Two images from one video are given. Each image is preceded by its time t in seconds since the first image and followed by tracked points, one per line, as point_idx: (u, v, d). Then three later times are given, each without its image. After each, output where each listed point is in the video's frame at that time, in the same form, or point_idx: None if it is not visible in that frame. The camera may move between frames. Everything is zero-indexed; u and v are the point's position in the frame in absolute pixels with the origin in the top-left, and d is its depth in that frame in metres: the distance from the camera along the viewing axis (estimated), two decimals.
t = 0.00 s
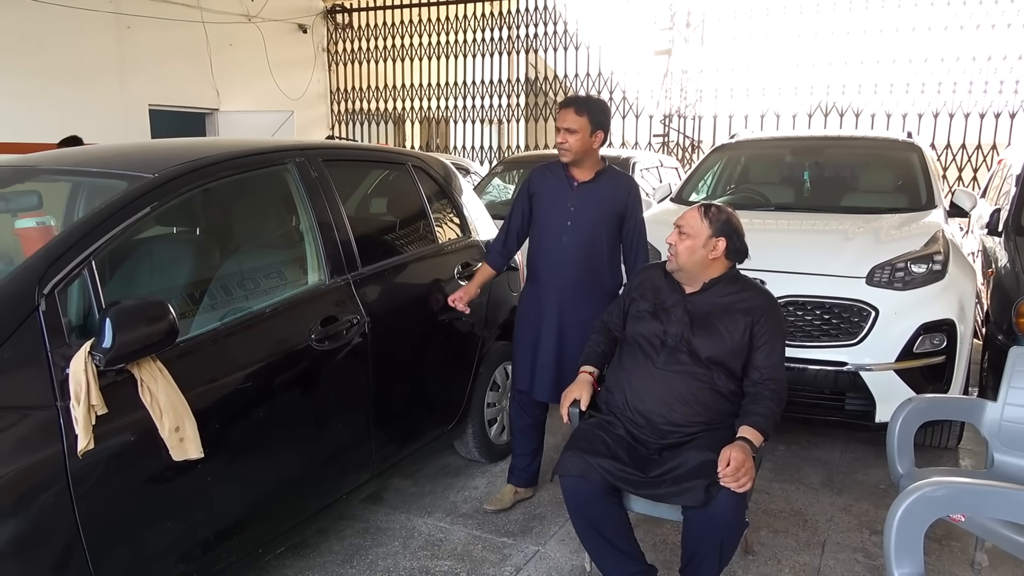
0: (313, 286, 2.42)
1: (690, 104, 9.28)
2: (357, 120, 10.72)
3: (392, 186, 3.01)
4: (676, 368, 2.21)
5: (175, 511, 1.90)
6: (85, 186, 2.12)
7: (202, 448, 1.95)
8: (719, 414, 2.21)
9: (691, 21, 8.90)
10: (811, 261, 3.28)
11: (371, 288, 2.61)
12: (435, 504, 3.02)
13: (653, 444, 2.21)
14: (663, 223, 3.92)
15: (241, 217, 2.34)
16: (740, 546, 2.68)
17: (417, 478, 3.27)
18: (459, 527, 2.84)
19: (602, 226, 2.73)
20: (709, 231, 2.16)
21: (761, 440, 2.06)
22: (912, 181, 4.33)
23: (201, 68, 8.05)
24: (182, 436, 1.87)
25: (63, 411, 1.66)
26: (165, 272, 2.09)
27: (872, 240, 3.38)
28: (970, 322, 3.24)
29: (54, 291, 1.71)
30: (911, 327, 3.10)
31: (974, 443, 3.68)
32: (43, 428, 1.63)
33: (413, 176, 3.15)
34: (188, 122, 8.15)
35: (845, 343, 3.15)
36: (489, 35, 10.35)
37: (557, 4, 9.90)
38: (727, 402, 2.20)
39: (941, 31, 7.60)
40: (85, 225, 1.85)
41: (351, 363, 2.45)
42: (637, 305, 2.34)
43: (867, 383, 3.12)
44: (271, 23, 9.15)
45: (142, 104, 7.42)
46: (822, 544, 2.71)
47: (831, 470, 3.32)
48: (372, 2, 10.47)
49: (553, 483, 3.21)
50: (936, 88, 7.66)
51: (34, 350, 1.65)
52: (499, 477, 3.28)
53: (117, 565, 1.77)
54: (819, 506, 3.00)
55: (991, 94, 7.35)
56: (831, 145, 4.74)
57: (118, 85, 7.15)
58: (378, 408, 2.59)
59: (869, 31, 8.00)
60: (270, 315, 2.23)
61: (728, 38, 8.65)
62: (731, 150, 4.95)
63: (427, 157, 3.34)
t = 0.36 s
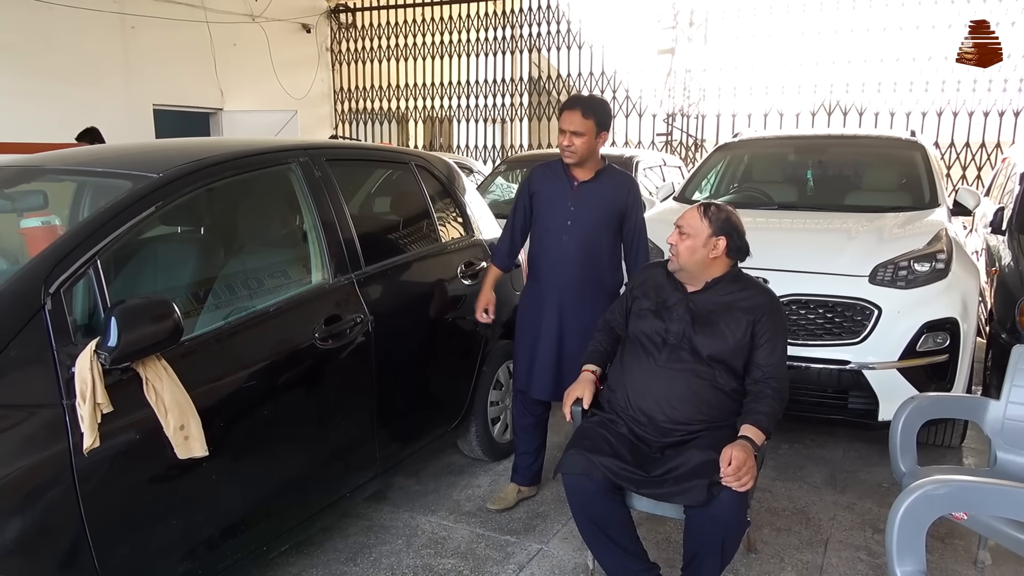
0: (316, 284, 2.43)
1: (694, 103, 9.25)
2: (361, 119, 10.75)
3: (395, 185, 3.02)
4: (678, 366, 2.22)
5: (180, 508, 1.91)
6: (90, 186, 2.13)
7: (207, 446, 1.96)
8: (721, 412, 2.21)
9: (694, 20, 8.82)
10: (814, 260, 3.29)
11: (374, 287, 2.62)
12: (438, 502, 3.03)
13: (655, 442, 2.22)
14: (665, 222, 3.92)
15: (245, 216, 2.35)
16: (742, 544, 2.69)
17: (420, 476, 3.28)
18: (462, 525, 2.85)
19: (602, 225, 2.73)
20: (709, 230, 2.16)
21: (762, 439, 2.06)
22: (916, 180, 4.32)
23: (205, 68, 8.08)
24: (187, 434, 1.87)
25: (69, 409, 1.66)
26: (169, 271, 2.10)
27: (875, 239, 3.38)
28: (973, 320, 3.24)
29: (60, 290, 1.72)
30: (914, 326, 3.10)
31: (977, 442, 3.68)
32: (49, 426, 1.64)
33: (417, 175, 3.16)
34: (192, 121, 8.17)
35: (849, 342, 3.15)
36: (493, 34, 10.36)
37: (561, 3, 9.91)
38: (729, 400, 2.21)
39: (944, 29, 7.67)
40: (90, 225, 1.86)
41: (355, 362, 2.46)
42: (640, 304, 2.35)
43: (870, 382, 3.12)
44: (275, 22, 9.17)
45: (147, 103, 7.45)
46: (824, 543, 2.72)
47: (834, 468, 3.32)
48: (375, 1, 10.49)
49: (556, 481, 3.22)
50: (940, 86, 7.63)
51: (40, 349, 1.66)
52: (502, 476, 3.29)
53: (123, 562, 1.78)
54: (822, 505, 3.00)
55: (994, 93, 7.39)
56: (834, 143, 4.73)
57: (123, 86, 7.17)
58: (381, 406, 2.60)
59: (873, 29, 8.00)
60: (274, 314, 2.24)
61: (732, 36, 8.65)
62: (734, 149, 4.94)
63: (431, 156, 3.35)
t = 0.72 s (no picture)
0: (317, 284, 2.44)
1: (693, 101, 9.32)
2: (361, 118, 10.75)
3: (395, 185, 3.02)
4: (678, 362, 2.22)
5: (182, 507, 1.92)
6: (91, 186, 2.14)
7: (209, 445, 1.96)
8: (722, 409, 2.22)
9: (694, 18, 8.94)
10: (813, 257, 3.29)
11: (374, 286, 2.63)
12: (439, 501, 3.04)
13: (656, 438, 2.23)
14: (665, 220, 3.93)
15: (245, 216, 2.36)
16: (743, 541, 2.70)
17: (422, 475, 3.28)
18: (464, 523, 2.86)
19: (595, 222, 2.73)
20: (707, 230, 2.16)
21: (763, 436, 2.07)
22: (916, 177, 4.32)
23: (205, 68, 8.08)
24: (190, 433, 1.88)
25: (72, 409, 1.66)
26: (170, 270, 2.10)
27: (875, 237, 3.39)
28: (973, 317, 3.24)
29: (63, 290, 1.72)
30: (914, 323, 3.11)
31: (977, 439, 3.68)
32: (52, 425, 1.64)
33: (417, 175, 3.16)
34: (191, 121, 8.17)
35: (848, 339, 3.16)
36: (492, 33, 10.37)
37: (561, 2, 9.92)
38: (730, 397, 2.21)
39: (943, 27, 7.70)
40: (91, 225, 1.86)
41: (356, 360, 2.47)
42: (640, 300, 2.35)
43: (870, 379, 3.13)
44: (275, 22, 9.17)
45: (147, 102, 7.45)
46: (825, 540, 2.72)
47: (834, 466, 3.33)
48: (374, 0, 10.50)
49: (557, 479, 3.23)
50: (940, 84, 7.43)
51: (43, 349, 1.66)
52: (503, 474, 3.30)
53: (125, 560, 1.78)
54: (822, 502, 3.01)
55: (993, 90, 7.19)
56: (833, 141, 4.74)
57: (123, 86, 7.18)
58: (382, 405, 2.61)
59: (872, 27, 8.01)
60: (275, 313, 2.25)
61: (731, 34, 8.66)
62: (734, 147, 4.95)
63: (430, 155, 3.35)
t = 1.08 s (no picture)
0: (315, 283, 2.45)
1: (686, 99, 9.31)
2: (354, 117, 10.72)
3: (391, 183, 3.03)
4: (675, 358, 2.24)
5: (182, 506, 1.92)
6: (89, 186, 2.13)
7: (209, 444, 1.97)
8: (718, 404, 2.24)
9: (686, 17, 9.04)
10: (807, 254, 3.32)
11: (372, 285, 2.64)
12: (437, 498, 3.05)
13: (653, 434, 2.24)
14: (659, 218, 3.93)
15: (241, 215, 2.36)
16: (739, 536, 2.72)
17: (419, 473, 3.29)
18: (461, 521, 2.87)
19: (579, 219, 2.76)
20: (698, 228, 2.17)
21: (759, 432, 2.09)
22: (908, 175, 4.35)
23: (197, 67, 8.04)
24: (190, 432, 1.88)
25: (72, 408, 1.66)
26: (169, 269, 2.10)
27: (867, 233, 3.41)
28: (965, 313, 3.27)
29: (62, 290, 1.73)
30: (907, 319, 3.13)
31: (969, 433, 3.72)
32: (52, 425, 1.64)
33: (413, 173, 3.17)
34: (183, 121, 8.13)
35: (842, 335, 3.18)
36: (485, 32, 10.38)
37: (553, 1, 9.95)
38: (727, 392, 2.23)
39: (934, 25, 7.77)
40: (90, 225, 1.86)
41: (353, 359, 2.48)
42: (636, 297, 2.37)
43: (864, 375, 3.16)
44: (267, 21, 9.14)
45: (139, 101, 7.41)
46: (820, 535, 2.75)
47: (828, 461, 3.36)
48: None
49: (554, 476, 3.24)
50: (931, 81, 7.70)
51: (43, 349, 1.66)
52: (500, 471, 3.31)
53: (126, 560, 1.79)
54: (817, 497, 3.03)
55: (986, 87, 7.33)
56: (826, 138, 4.77)
57: (114, 84, 7.14)
58: (380, 404, 2.62)
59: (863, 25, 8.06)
60: (273, 313, 2.25)
61: (724, 32, 8.69)
62: (728, 145, 4.97)
63: (425, 153, 3.36)
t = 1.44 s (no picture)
0: (326, 283, 2.47)
1: (686, 99, 9.47)
2: (354, 117, 10.73)
3: (399, 183, 3.05)
4: (683, 353, 2.27)
5: (199, 501, 1.95)
6: (105, 185, 2.15)
7: (225, 441, 1.99)
8: (726, 400, 2.27)
9: (686, 17, 9.15)
10: (809, 254, 3.35)
11: (381, 285, 2.66)
12: (444, 496, 3.08)
13: (661, 430, 2.28)
14: (662, 218, 3.96)
15: (254, 215, 2.38)
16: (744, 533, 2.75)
17: (426, 471, 3.32)
18: (470, 518, 2.90)
19: (576, 218, 2.79)
20: (705, 223, 2.22)
21: (767, 429, 2.12)
22: (908, 175, 4.39)
23: (197, 66, 8.05)
24: (207, 430, 1.90)
25: (93, 406, 1.69)
26: (185, 268, 2.12)
27: (869, 234, 3.45)
28: (967, 312, 3.31)
29: (82, 289, 1.74)
30: (909, 318, 3.17)
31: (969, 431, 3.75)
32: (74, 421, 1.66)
33: (420, 173, 3.19)
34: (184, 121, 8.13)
35: (845, 334, 3.22)
36: (485, 32, 10.40)
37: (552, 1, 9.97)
38: (734, 388, 2.26)
39: (932, 25, 7.83)
40: (110, 225, 1.89)
41: (363, 357, 2.50)
42: (647, 294, 2.41)
43: (867, 373, 3.19)
44: (267, 20, 9.15)
45: (140, 101, 7.42)
46: (824, 531, 2.78)
47: (831, 459, 3.39)
48: None
49: (560, 474, 3.27)
50: (929, 82, 7.71)
51: (65, 348, 1.68)
52: (506, 469, 3.34)
53: (146, 554, 1.81)
54: (821, 494, 3.07)
55: (985, 87, 7.43)
56: (826, 139, 4.80)
57: (115, 83, 7.14)
58: (389, 402, 2.64)
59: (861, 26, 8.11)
60: (286, 312, 2.27)
61: (723, 33, 8.73)
62: (729, 145, 5.00)
63: (431, 153, 3.38)
